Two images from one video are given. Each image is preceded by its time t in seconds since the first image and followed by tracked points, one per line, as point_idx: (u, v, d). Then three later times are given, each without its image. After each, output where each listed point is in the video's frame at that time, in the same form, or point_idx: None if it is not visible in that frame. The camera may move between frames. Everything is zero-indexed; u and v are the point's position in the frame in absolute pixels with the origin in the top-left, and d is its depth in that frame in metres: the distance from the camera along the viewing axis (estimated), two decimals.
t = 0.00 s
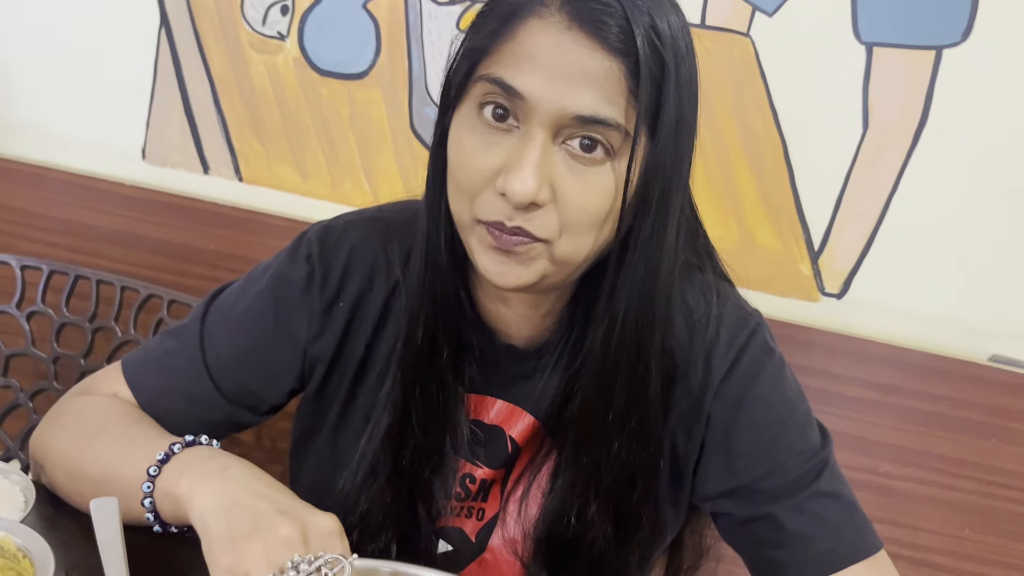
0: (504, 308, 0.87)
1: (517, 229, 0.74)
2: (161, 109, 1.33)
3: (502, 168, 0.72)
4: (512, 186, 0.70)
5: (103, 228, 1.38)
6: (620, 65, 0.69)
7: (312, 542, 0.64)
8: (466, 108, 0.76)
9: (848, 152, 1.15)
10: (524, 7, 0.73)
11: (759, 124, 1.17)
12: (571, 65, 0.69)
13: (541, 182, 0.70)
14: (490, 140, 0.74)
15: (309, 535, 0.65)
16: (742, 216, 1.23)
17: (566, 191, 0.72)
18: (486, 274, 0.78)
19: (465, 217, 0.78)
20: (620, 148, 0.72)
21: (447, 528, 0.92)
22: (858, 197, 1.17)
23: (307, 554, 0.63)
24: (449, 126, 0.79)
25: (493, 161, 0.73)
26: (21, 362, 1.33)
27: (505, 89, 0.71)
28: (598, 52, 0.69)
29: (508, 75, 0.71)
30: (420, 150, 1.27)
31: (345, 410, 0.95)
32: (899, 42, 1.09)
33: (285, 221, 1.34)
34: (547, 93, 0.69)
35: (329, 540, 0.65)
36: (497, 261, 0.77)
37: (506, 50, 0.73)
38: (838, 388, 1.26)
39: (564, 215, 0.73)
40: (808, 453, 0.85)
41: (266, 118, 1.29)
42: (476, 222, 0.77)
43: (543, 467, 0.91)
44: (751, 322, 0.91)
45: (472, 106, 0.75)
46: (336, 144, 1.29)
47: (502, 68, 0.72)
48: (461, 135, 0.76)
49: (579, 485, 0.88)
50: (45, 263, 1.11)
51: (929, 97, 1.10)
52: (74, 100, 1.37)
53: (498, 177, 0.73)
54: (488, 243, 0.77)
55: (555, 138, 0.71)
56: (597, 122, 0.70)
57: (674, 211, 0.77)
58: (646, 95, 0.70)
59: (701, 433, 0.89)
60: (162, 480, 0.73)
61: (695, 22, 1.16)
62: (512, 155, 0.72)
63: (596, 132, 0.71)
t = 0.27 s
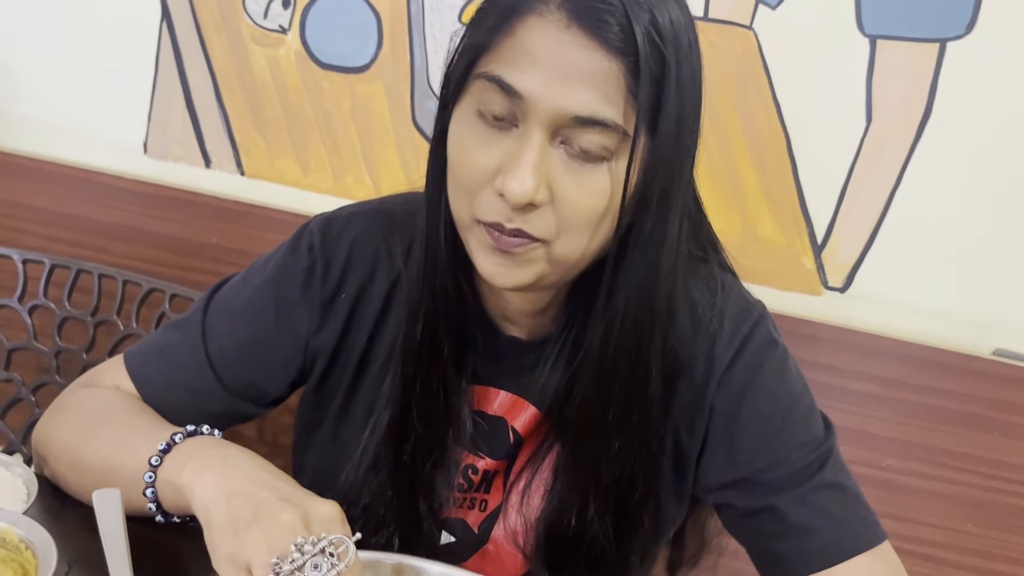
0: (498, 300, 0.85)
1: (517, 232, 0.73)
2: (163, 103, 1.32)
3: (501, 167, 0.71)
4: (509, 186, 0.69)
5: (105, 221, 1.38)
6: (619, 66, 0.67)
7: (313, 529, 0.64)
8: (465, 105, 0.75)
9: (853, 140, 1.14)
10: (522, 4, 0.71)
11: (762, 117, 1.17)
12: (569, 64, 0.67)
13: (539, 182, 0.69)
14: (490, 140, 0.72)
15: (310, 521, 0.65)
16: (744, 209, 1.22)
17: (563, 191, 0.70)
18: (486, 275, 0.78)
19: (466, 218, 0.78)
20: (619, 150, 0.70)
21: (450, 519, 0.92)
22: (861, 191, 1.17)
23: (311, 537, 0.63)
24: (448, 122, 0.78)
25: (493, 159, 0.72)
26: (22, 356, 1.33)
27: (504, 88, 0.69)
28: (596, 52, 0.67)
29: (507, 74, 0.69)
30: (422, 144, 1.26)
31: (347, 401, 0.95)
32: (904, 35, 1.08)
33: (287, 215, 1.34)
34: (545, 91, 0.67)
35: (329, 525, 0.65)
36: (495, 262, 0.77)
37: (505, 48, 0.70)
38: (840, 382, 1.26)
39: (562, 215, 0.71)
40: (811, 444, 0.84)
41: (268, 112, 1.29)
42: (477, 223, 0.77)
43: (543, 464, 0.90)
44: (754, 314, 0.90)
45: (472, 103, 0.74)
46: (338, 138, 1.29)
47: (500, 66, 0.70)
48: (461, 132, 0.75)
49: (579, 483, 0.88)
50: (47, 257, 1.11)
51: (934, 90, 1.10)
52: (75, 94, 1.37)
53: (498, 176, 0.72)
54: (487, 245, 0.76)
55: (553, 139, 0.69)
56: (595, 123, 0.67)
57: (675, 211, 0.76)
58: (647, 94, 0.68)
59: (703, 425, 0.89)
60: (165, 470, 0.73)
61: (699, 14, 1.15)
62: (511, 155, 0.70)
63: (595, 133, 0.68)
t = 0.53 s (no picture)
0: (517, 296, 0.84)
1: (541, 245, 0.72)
2: (165, 97, 1.32)
3: (525, 177, 0.69)
4: (536, 200, 0.67)
5: (108, 214, 1.37)
6: (648, 78, 0.65)
7: (315, 505, 0.63)
8: (485, 109, 0.72)
9: (858, 133, 1.14)
10: (546, 11, 0.68)
11: (768, 112, 1.16)
12: (598, 76, 0.64)
13: (564, 197, 0.67)
14: (510, 147, 0.70)
15: (312, 500, 0.64)
16: (749, 202, 1.22)
17: (586, 202, 0.69)
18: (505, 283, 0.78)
19: (486, 224, 0.77)
20: (642, 159, 0.69)
21: (456, 509, 0.92)
22: (866, 183, 1.16)
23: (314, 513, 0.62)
24: (466, 124, 0.75)
25: (517, 169, 0.69)
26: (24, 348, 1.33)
27: (529, 99, 0.66)
28: (625, 64, 0.64)
29: (533, 83, 0.66)
30: (426, 139, 1.26)
31: (354, 389, 0.95)
32: (910, 26, 1.07)
33: (289, 208, 1.33)
34: (571, 101, 0.65)
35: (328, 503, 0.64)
36: (512, 270, 0.76)
37: (530, 54, 0.67)
38: (845, 374, 1.26)
39: (582, 225, 0.70)
40: (818, 431, 0.84)
41: (270, 104, 1.29)
42: (498, 232, 0.76)
43: (548, 454, 0.91)
44: (761, 302, 0.89)
45: (493, 109, 0.71)
46: (341, 130, 1.28)
47: (524, 74, 0.67)
48: (483, 140, 0.72)
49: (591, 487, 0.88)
50: (49, 249, 1.10)
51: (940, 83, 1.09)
52: (77, 87, 1.36)
53: (522, 186, 0.70)
54: (508, 258, 0.76)
55: (578, 150, 0.67)
56: (622, 136, 0.65)
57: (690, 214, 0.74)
58: (675, 101, 0.66)
59: (711, 413, 0.89)
60: (169, 459, 0.72)
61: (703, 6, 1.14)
62: (535, 166, 0.68)
63: (622, 144, 0.66)
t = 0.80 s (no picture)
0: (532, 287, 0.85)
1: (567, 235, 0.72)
2: (168, 88, 1.32)
3: (551, 170, 0.69)
4: (564, 193, 0.67)
5: (109, 206, 1.37)
6: (673, 73, 0.65)
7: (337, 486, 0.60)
8: (508, 102, 0.71)
9: (863, 124, 1.13)
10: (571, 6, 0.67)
11: (771, 102, 1.16)
12: (626, 70, 0.64)
13: (592, 190, 0.67)
14: (534, 142, 0.69)
15: (334, 481, 0.60)
16: (753, 194, 1.22)
17: (614, 195, 0.69)
18: (529, 275, 0.78)
19: (508, 215, 0.76)
20: (669, 151, 0.69)
21: (470, 497, 0.91)
22: (871, 173, 1.16)
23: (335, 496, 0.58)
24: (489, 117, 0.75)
25: (543, 164, 0.69)
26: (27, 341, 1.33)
27: (556, 93, 0.66)
28: (651, 56, 0.64)
29: (560, 79, 0.66)
30: (430, 130, 1.25)
31: (368, 377, 0.95)
32: (915, 16, 1.07)
33: (291, 199, 1.33)
34: (599, 95, 0.64)
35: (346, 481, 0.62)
36: (538, 262, 0.76)
37: (556, 48, 0.67)
38: (851, 367, 1.25)
39: (610, 218, 0.71)
40: (826, 418, 0.84)
41: (273, 96, 1.28)
42: (520, 221, 0.76)
43: (562, 442, 0.91)
44: (772, 292, 0.89)
45: (516, 101, 0.70)
46: (344, 122, 1.28)
47: (549, 67, 0.67)
48: (506, 133, 0.72)
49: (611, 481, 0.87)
50: (52, 241, 1.10)
51: (945, 73, 1.08)
52: (79, 79, 1.36)
53: (549, 179, 0.69)
54: (534, 248, 0.76)
55: (605, 142, 0.67)
56: (649, 129, 0.66)
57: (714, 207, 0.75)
58: (703, 96, 0.66)
59: (722, 401, 0.89)
60: (188, 443, 0.70)
61: None
62: (563, 158, 0.68)
63: (648, 137, 0.66)
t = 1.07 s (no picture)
0: (546, 276, 0.86)
1: (587, 224, 0.72)
2: (170, 80, 1.31)
3: (571, 161, 0.68)
4: (582, 185, 0.67)
5: (111, 197, 1.37)
6: (693, 65, 0.64)
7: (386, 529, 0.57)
8: (528, 94, 0.71)
9: (867, 114, 1.13)
10: None
11: (776, 91, 1.15)
12: (646, 63, 0.63)
13: (612, 181, 0.67)
14: (554, 133, 0.69)
15: (383, 521, 0.58)
16: (757, 185, 1.21)
17: (633, 186, 0.68)
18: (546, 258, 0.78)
19: (526, 204, 0.76)
20: (687, 143, 0.68)
21: (483, 483, 0.91)
22: (876, 162, 1.15)
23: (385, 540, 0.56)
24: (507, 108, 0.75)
25: (563, 155, 0.69)
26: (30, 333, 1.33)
27: (576, 86, 0.65)
28: (671, 51, 0.63)
29: (579, 71, 0.65)
30: (433, 121, 1.25)
31: (386, 361, 0.94)
32: (922, 6, 1.06)
33: (294, 191, 1.33)
34: (619, 86, 0.63)
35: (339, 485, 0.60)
36: (555, 246, 0.76)
37: (578, 40, 0.66)
38: (856, 359, 1.24)
39: (629, 209, 0.70)
40: (835, 409, 0.83)
41: (276, 87, 1.28)
42: (539, 211, 0.76)
43: (573, 433, 0.90)
44: (782, 281, 0.89)
45: (536, 93, 0.70)
46: (347, 114, 1.27)
47: (569, 60, 0.66)
48: (525, 127, 0.71)
49: (624, 474, 0.87)
50: (54, 232, 1.10)
51: (950, 64, 1.08)
52: (81, 69, 1.35)
53: (568, 171, 0.69)
54: (553, 233, 0.76)
55: (624, 136, 0.66)
56: (669, 122, 0.65)
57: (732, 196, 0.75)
58: (724, 88, 0.66)
59: (732, 389, 0.88)
60: (219, 458, 0.65)
61: None
62: (583, 150, 0.67)
63: (669, 129, 0.66)
